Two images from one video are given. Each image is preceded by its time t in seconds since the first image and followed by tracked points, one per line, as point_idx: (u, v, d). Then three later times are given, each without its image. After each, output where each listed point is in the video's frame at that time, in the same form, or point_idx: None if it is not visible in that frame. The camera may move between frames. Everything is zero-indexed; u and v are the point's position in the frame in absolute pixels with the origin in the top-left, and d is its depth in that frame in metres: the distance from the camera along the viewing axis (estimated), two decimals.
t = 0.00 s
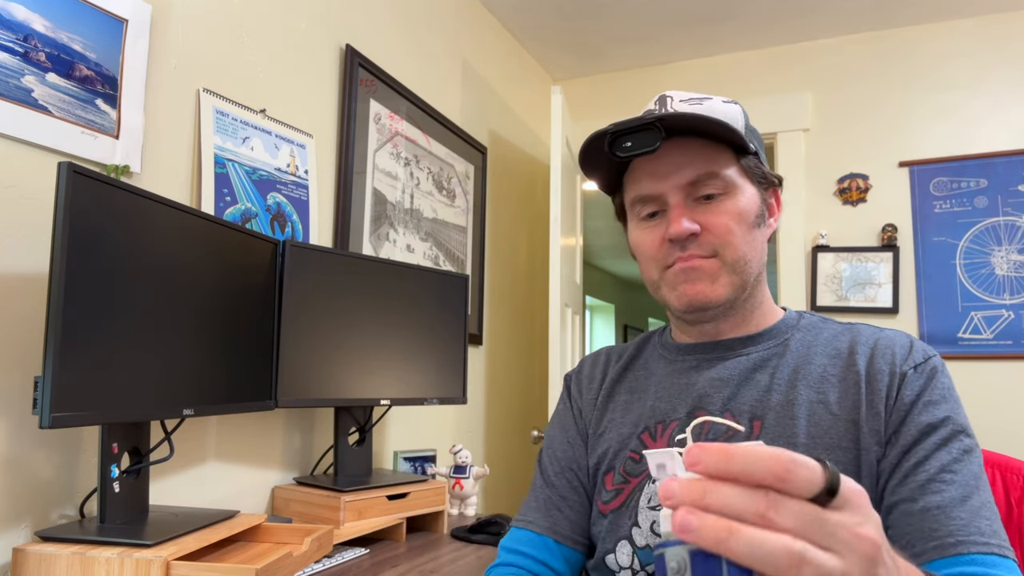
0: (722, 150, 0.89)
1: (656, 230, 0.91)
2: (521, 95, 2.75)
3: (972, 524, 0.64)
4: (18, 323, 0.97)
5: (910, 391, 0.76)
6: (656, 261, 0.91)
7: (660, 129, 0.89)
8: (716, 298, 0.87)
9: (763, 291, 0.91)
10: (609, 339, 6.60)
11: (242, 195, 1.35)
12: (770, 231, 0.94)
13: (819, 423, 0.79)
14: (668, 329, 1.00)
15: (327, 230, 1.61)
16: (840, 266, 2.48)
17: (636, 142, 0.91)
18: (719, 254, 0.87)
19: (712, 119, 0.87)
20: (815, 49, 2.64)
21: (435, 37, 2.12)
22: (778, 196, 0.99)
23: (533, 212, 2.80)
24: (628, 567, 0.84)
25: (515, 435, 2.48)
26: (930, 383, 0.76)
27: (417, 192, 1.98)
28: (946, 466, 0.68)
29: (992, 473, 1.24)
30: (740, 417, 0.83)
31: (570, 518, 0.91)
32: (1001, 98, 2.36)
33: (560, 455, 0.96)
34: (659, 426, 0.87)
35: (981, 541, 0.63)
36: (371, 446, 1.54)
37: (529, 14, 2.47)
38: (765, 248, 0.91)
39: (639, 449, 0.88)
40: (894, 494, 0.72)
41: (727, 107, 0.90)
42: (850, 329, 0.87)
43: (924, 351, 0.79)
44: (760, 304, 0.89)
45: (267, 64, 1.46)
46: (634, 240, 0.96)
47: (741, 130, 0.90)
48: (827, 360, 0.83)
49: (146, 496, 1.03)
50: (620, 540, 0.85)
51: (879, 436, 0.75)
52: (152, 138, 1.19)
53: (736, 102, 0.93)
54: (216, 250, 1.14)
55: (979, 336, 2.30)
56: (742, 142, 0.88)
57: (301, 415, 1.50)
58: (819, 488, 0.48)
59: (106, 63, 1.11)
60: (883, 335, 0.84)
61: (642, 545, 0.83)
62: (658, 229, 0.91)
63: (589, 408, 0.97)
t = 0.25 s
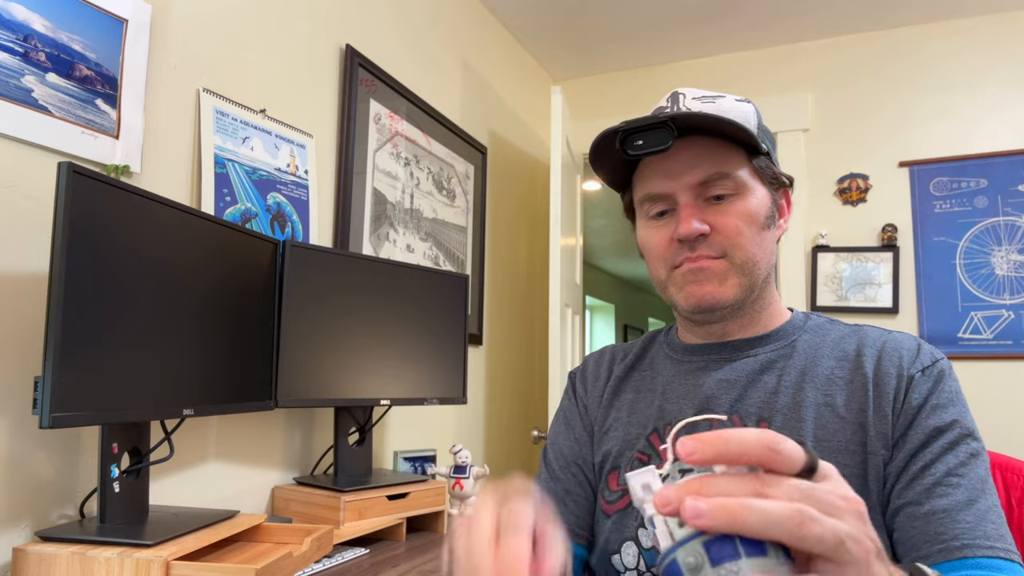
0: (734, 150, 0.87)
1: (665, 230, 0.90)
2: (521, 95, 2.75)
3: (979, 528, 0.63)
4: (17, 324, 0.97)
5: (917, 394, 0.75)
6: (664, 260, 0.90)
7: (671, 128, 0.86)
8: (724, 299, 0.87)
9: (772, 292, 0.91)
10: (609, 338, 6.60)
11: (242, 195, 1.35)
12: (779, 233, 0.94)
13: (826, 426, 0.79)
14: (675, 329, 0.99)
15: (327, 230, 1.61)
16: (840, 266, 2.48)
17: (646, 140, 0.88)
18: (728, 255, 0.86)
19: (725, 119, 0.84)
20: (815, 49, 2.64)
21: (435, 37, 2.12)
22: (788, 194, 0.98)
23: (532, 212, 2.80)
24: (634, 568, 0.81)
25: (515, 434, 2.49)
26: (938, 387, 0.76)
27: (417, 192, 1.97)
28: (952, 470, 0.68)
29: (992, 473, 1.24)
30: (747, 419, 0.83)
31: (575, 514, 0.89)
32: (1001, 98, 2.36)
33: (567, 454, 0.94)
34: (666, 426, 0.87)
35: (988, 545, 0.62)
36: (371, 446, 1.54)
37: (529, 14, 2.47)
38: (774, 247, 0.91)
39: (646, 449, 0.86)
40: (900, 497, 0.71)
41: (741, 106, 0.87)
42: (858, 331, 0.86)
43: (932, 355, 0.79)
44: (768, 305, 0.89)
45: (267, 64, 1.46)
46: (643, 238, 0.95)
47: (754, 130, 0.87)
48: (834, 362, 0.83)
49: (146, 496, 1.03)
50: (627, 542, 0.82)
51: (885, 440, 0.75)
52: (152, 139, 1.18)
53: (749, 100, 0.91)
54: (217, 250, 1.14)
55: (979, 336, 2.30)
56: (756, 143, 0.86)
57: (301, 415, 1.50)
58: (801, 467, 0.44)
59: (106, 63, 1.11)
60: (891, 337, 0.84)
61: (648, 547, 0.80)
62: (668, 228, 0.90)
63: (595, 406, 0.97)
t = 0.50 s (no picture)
0: (740, 151, 0.86)
1: (671, 230, 0.88)
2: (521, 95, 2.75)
3: (973, 529, 0.64)
4: (18, 323, 0.97)
5: (918, 397, 0.76)
6: (669, 260, 0.89)
7: (678, 130, 0.85)
8: (728, 301, 0.85)
9: (777, 292, 0.89)
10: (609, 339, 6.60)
11: (242, 195, 1.35)
12: (785, 233, 0.92)
13: (829, 426, 0.79)
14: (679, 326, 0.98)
15: (327, 230, 1.61)
16: (840, 266, 2.48)
17: (654, 141, 0.86)
18: (734, 256, 0.85)
19: (732, 121, 0.83)
20: (815, 49, 2.63)
21: (435, 37, 2.12)
22: (795, 195, 0.96)
23: (532, 212, 2.80)
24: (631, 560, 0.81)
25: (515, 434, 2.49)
26: (939, 389, 0.76)
27: (417, 192, 1.97)
28: (949, 472, 0.69)
29: (992, 473, 1.24)
30: (751, 418, 0.83)
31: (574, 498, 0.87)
32: (1001, 98, 2.36)
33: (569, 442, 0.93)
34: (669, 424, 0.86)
35: (980, 546, 0.63)
36: (371, 446, 1.54)
37: (529, 14, 2.47)
38: (780, 249, 0.89)
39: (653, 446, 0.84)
40: (898, 497, 0.72)
41: (749, 108, 0.87)
42: (861, 333, 0.86)
43: (934, 358, 0.80)
44: (774, 306, 0.88)
45: (267, 64, 1.46)
46: (647, 237, 0.93)
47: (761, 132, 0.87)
48: (838, 363, 0.83)
49: (146, 496, 1.03)
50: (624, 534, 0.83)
51: (886, 441, 0.76)
52: (152, 138, 1.18)
53: (758, 101, 0.91)
54: (217, 250, 1.14)
55: (979, 336, 2.30)
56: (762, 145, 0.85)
57: (301, 416, 1.50)
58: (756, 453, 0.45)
59: (106, 63, 1.11)
60: (894, 340, 0.84)
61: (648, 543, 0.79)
62: (673, 229, 0.88)
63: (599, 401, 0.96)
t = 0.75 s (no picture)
0: (768, 154, 0.86)
1: (691, 226, 0.88)
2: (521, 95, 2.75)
3: (979, 534, 0.63)
4: (18, 323, 0.97)
5: (925, 401, 0.75)
6: (686, 257, 0.89)
7: (711, 125, 0.85)
8: (742, 302, 0.85)
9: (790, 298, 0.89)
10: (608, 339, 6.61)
11: (242, 195, 1.35)
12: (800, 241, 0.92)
13: (835, 429, 0.77)
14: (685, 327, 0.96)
15: (327, 230, 1.61)
16: (840, 266, 2.48)
17: (686, 135, 0.87)
18: (752, 258, 0.85)
19: (764, 119, 0.83)
20: (815, 49, 2.63)
21: (435, 37, 2.12)
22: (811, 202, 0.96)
23: (532, 212, 2.80)
24: (637, 560, 0.81)
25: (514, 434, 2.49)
26: (945, 394, 0.76)
27: (417, 192, 1.98)
28: (955, 477, 0.68)
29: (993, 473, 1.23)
30: (758, 419, 0.81)
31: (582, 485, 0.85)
32: (1001, 98, 2.36)
33: (575, 429, 0.90)
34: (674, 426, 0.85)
35: (987, 551, 0.62)
36: (371, 446, 1.54)
37: (528, 14, 2.47)
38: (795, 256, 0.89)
39: (660, 444, 0.84)
40: (903, 501, 0.71)
41: (777, 109, 0.85)
42: (867, 335, 0.85)
43: (940, 362, 0.79)
44: (785, 310, 0.87)
45: (267, 64, 1.46)
46: (664, 233, 0.93)
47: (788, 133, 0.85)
48: (844, 366, 0.81)
49: (146, 496, 1.03)
50: (631, 533, 0.82)
51: (892, 444, 0.74)
52: (152, 139, 1.19)
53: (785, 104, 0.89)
54: (217, 250, 1.14)
55: (979, 336, 2.30)
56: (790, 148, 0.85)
57: (301, 415, 1.50)
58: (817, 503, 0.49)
59: (106, 63, 1.12)
60: (900, 343, 0.83)
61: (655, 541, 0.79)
62: (693, 225, 0.88)
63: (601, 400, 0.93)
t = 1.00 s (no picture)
0: (838, 174, 0.73)
1: (736, 216, 0.71)
2: (521, 95, 2.75)
3: (974, 539, 0.57)
4: (18, 323, 0.97)
5: (919, 402, 0.66)
6: (718, 245, 0.72)
7: (812, 129, 0.68)
8: (761, 312, 0.70)
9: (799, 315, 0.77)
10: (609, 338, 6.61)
11: (242, 195, 1.35)
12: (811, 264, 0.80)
13: (828, 430, 0.67)
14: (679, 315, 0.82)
15: (327, 230, 1.61)
16: (840, 266, 2.48)
17: (784, 127, 0.68)
18: (787, 273, 0.70)
19: (859, 144, 0.69)
20: (816, 49, 2.63)
21: (436, 37, 2.12)
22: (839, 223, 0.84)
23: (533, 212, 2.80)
24: (621, 539, 0.71)
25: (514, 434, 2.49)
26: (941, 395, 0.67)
27: (417, 192, 1.97)
28: (949, 480, 0.60)
29: (993, 473, 1.23)
30: (750, 416, 0.69)
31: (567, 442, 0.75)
32: (1001, 98, 2.36)
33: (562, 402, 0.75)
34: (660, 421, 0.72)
35: (981, 557, 0.56)
36: (371, 446, 1.54)
37: (529, 14, 2.47)
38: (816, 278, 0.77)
39: (650, 431, 0.72)
40: (896, 505, 0.63)
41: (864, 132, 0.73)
42: (859, 332, 0.75)
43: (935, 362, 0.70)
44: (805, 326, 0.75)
45: (267, 64, 1.46)
46: (701, 204, 0.75)
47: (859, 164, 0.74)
48: (838, 365, 0.71)
49: (146, 496, 1.03)
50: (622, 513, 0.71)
51: (885, 447, 0.65)
52: (152, 139, 1.18)
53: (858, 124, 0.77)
54: (217, 250, 1.14)
55: (979, 336, 2.30)
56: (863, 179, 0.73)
57: (301, 415, 1.50)
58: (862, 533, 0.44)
59: (106, 63, 1.11)
60: (891, 341, 0.73)
61: (638, 525, 0.70)
62: (740, 216, 0.71)
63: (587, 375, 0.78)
